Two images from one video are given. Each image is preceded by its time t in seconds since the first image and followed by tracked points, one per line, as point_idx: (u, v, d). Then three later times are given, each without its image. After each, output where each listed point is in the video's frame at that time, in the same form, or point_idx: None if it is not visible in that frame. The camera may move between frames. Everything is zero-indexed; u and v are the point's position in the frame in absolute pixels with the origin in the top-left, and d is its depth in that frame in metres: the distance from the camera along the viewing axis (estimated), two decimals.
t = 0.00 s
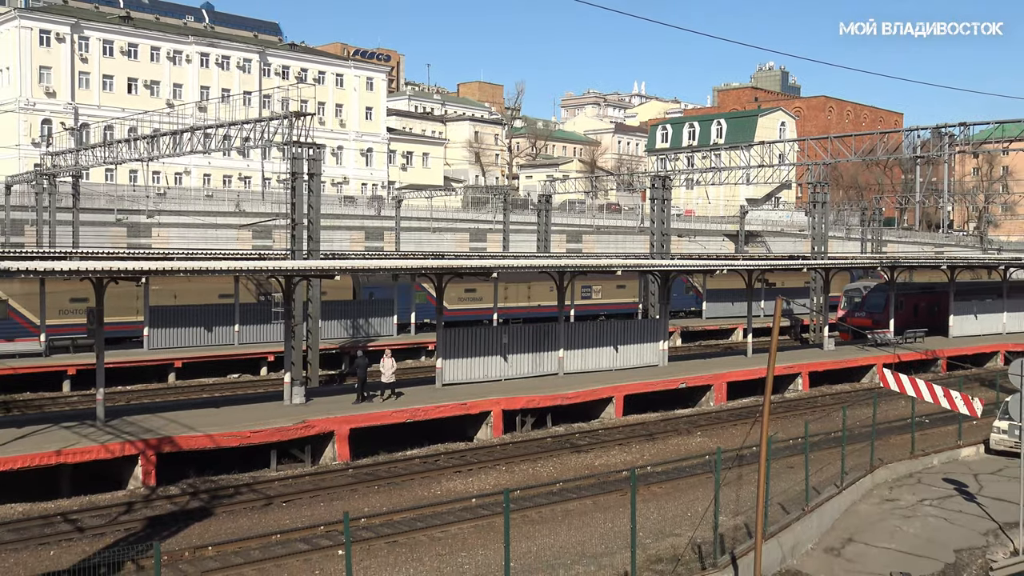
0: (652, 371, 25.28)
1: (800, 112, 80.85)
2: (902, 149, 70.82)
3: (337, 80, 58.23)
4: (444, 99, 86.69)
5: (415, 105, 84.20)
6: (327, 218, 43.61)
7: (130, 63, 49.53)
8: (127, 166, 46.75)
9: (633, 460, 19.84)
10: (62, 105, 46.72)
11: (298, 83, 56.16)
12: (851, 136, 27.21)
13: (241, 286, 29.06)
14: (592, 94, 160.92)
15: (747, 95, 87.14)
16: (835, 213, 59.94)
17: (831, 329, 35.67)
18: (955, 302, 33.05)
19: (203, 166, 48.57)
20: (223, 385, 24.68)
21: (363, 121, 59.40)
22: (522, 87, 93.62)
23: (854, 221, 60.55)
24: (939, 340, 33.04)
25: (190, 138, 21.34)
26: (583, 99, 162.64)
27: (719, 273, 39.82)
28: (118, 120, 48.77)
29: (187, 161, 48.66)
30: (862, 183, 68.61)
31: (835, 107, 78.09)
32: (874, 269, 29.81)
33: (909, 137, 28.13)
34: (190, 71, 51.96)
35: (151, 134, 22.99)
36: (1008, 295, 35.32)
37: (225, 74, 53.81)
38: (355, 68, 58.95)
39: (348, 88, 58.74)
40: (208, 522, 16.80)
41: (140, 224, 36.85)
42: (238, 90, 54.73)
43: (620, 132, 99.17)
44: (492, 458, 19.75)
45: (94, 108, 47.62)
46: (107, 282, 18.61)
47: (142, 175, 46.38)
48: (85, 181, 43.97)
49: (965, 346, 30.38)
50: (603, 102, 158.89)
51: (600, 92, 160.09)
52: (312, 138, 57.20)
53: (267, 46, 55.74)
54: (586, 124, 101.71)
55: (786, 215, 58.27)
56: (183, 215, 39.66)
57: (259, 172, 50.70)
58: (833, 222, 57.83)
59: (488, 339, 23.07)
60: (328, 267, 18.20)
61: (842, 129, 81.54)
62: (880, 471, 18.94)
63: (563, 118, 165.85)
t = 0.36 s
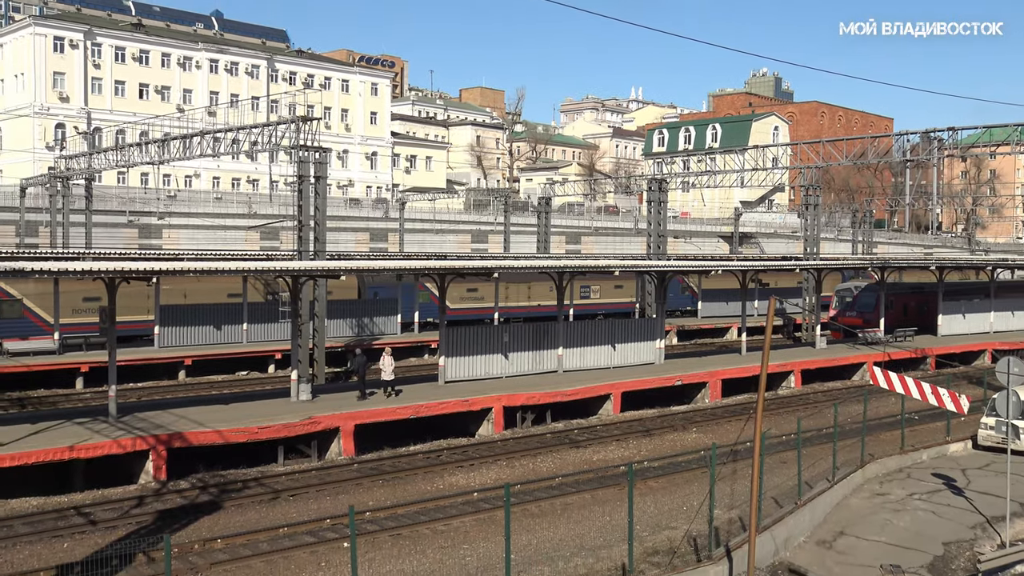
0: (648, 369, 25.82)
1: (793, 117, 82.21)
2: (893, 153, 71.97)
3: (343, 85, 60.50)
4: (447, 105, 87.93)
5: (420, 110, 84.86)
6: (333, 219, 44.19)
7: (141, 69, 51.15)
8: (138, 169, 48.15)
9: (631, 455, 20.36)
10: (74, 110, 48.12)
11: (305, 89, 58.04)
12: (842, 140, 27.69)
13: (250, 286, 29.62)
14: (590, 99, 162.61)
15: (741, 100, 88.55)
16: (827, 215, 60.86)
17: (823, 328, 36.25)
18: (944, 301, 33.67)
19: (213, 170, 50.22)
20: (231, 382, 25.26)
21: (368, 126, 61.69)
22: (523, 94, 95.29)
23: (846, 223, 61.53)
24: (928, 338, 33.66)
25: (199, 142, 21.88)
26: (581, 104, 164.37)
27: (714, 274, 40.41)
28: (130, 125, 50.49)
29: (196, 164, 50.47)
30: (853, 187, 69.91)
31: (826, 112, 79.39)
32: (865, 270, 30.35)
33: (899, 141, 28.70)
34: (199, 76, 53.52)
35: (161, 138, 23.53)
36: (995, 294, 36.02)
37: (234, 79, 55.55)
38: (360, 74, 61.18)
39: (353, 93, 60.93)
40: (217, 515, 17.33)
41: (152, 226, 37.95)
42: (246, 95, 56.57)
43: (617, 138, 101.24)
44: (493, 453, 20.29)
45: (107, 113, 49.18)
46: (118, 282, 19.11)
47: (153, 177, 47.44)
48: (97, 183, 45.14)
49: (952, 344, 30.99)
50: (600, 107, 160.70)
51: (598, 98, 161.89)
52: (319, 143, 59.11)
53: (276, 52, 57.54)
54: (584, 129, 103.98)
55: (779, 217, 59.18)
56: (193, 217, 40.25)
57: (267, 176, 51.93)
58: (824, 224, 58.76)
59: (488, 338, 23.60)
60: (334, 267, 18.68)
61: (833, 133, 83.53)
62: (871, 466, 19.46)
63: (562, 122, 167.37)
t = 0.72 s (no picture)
0: (645, 367, 26.44)
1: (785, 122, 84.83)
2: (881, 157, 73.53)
3: (348, 92, 62.80)
4: (449, 109, 89.29)
5: (422, 115, 86.26)
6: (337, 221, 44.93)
7: (152, 76, 53.39)
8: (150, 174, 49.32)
9: (627, 450, 20.94)
10: (87, 116, 50.42)
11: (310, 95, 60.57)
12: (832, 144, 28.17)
13: (258, 287, 30.28)
14: (587, 105, 166.29)
15: (735, 107, 90.45)
16: (818, 217, 62.06)
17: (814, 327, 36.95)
18: (931, 301, 34.42)
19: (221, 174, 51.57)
20: (239, 380, 25.90)
21: (373, 132, 63.90)
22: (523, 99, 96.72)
23: (835, 225, 62.76)
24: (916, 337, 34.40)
25: (209, 147, 22.50)
26: (578, 112, 168.01)
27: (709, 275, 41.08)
28: (141, 130, 52.66)
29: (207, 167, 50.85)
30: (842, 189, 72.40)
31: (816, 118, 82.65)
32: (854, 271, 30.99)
33: (888, 146, 29.32)
34: (208, 83, 55.72)
35: (172, 143, 24.10)
36: (982, 295, 36.81)
37: (243, 86, 57.54)
38: (365, 81, 63.51)
39: (358, 100, 63.22)
40: (226, 508, 17.90)
41: (163, 228, 38.95)
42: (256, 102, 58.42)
43: (614, 142, 104.36)
44: (494, 449, 20.87)
45: (118, 119, 51.40)
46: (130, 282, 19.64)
47: (163, 181, 48.63)
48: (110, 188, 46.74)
49: (941, 342, 31.69)
50: (597, 114, 163.98)
51: (596, 104, 164.85)
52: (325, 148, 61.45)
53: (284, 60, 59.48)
54: (582, 134, 107.29)
55: (771, 219, 60.22)
56: (203, 219, 40.97)
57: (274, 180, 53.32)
58: (815, 226, 59.84)
59: (489, 337, 24.17)
60: (340, 269, 19.20)
61: (824, 138, 86.26)
62: (860, 461, 20.03)
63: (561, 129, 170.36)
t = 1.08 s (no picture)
0: (642, 365, 27.11)
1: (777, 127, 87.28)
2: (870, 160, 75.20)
3: (353, 98, 64.54)
4: (451, 115, 90.89)
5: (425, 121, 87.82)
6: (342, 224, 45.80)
7: (162, 83, 55.31)
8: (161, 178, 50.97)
9: (625, 446, 21.52)
10: (100, 122, 52.19)
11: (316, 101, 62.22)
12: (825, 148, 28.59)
13: (265, 287, 30.97)
14: (586, 112, 170.34)
15: (728, 112, 92.30)
16: (810, 220, 63.41)
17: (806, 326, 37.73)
18: (920, 300, 35.23)
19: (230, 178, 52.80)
20: (247, 377, 26.55)
21: (377, 136, 65.59)
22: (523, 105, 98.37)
23: (826, 227, 64.11)
24: (905, 335, 35.22)
25: (218, 151, 23.17)
26: (576, 118, 171.42)
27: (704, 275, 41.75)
28: (152, 135, 54.53)
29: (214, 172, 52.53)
30: (831, 192, 74.79)
31: (808, 123, 85.15)
32: (845, 271, 31.69)
33: (879, 149, 29.96)
34: (217, 90, 57.89)
35: (182, 148, 24.76)
36: (970, 294, 37.65)
37: (251, 92, 59.75)
38: (369, 87, 65.04)
39: (363, 106, 64.79)
40: (236, 502, 18.47)
41: (173, 231, 40.00)
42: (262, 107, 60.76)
43: (611, 147, 108.79)
44: (495, 444, 21.47)
45: (130, 125, 53.18)
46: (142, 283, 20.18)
47: (174, 184, 50.51)
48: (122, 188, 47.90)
49: (929, 341, 32.50)
50: (595, 120, 167.43)
51: (593, 110, 168.25)
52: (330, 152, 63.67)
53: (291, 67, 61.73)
54: (580, 139, 110.35)
55: (764, 221, 61.48)
56: (212, 222, 41.89)
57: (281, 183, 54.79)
58: (807, 228, 61.00)
59: (491, 336, 24.76)
60: (345, 270, 19.76)
61: (815, 142, 88.03)
62: (851, 456, 20.60)
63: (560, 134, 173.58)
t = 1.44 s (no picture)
0: (639, 363, 27.70)
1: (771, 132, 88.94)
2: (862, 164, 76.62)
3: (359, 103, 65.89)
4: (454, 120, 92.72)
5: (429, 125, 89.70)
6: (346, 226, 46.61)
7: (173, 89, 56.42)
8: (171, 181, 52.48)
9: (623, 442, 22.09)
10: (113, 126, 53.43)
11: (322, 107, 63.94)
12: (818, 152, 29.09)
13: (273, 287, 31.61)
14: (585, 116, 173.53)
15: (724, 116, 93.85)
16: (803, 222, 64.64)
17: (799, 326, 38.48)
18: (911, 300, 35.94)
19: (239, 182, 53.87)
20: (254, 375, 27.16)
21: (382, 140, 67.21)
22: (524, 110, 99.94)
23: (819, 229, 65.29)
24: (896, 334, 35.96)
25: (226, 156, 23.81)
26: (575, 122, 174.35)
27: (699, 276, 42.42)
28: (163, 139, 55.79)
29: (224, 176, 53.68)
30: (824, 195, 76.38)
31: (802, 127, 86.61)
32: (837, 272, 32.34)
33: (871, 153, 30.57)
34: (227, 95, 58.92)
35: (191, 152, 25.39)
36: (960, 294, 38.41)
37: (260, 98, 60.80)
38: (374, 93, 66.69)
39: (368, 111, 66.40)
40: (244, 496, 18.98)
41: (184, 232, 40.83)
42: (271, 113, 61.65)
43: (610, 151, 112.79)
44: (497, 440, 22.03)
45: (141, 129, 54.38)
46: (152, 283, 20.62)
47: (184, 188, 52.10)
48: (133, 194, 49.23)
49: (919, 340, 33.20)
50: (595, 124, 170.26)
51: (592, 114, 170.86)
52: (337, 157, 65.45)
53: (300, 73, 62.68)
54: (580, 143, 113.83)
55: (759, 223, 62.60)
56: (221, 224, 42.73)
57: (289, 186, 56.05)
58: (800, 230, 61.96)
59: (492, 335, 25.31)
60: (351, 271, 20.23)
61: (808, 147, 89.66)
62: (844, 452, 21.14)
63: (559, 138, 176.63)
